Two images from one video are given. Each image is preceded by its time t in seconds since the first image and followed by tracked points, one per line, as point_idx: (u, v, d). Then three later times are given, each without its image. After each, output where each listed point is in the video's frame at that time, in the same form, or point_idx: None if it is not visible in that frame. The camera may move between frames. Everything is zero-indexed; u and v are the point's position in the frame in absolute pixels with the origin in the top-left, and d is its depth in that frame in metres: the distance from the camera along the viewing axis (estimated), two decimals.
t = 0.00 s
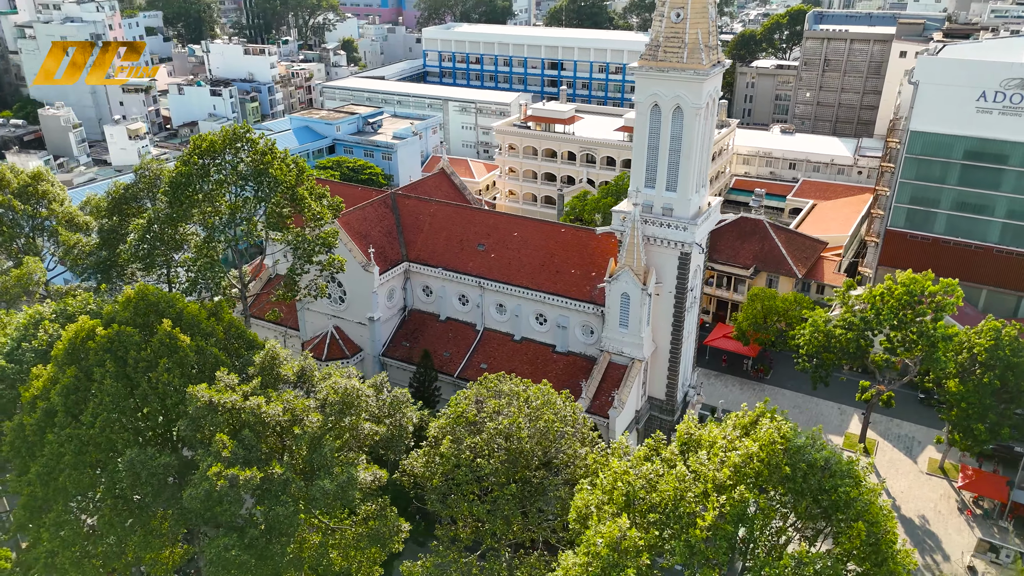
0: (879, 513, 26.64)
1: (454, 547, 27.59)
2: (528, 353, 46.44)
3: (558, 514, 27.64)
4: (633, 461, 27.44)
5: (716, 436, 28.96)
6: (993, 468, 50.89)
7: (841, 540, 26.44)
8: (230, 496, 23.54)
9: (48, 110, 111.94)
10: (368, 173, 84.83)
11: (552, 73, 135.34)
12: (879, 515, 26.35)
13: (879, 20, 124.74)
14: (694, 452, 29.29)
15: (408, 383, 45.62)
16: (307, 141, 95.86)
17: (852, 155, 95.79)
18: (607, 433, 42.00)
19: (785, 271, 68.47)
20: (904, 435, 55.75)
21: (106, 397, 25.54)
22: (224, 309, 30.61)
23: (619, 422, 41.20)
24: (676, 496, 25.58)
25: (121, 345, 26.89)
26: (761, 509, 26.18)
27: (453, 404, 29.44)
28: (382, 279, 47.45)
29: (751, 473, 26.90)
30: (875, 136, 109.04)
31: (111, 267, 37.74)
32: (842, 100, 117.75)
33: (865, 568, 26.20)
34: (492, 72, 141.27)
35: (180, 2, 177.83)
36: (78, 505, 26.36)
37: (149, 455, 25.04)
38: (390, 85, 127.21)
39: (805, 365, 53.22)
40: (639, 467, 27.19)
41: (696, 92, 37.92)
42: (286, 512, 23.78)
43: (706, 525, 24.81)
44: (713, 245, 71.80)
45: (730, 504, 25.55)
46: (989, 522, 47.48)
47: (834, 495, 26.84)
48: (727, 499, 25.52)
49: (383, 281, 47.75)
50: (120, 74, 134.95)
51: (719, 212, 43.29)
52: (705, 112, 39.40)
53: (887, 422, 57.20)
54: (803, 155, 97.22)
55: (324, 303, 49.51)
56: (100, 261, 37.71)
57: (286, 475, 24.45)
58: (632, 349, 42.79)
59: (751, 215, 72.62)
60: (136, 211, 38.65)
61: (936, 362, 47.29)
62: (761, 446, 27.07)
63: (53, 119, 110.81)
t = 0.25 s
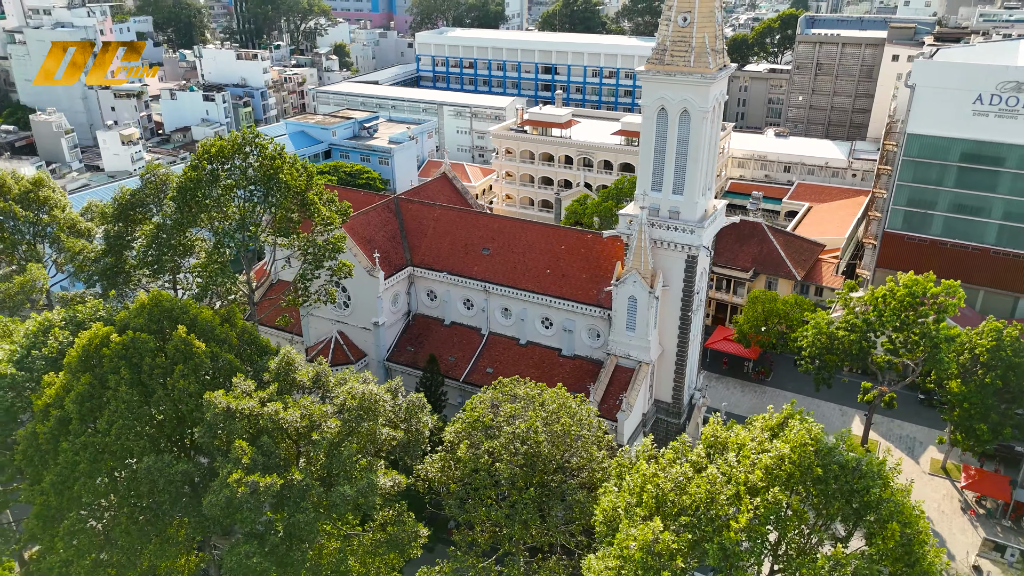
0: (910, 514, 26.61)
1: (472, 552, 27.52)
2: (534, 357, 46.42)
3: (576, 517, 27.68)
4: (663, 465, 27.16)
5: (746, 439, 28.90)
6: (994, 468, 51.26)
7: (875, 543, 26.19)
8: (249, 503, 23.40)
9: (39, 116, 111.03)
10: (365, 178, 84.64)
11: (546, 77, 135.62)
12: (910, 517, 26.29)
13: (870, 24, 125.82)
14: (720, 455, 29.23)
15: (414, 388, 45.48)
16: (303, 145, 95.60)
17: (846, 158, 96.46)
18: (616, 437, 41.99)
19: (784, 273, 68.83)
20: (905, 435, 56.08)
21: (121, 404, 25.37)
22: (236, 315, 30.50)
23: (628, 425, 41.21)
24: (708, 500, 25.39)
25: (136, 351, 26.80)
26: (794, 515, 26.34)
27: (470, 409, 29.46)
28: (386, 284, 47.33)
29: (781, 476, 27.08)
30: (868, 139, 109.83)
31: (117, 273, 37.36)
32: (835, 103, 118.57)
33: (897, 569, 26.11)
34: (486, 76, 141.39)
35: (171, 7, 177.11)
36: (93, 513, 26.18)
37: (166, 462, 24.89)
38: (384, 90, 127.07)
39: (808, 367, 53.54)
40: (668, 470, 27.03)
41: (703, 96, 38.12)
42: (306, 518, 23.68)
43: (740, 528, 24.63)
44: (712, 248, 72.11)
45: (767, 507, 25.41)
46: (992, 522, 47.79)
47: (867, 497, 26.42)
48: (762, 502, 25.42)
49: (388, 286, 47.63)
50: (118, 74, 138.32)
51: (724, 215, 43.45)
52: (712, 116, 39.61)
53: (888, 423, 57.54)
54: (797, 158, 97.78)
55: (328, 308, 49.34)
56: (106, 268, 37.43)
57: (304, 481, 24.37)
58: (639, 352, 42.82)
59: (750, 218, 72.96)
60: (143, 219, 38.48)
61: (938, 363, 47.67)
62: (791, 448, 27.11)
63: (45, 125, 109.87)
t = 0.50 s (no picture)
0: (942, 515, 26.13)
1: (489, 558, 27.39)
2: (540, 361, 46.38)
3: (593, 521, 27.68)
4: (693, 467, 27.64)
5: (774, 442, 28.81)
6: (996, 468, 51.57)
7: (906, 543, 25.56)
8: (270, 511, 23.21)
9: (31, 122, 110.22)
10: (363, 183, 84.46)
11: (540, 82, 135.93)
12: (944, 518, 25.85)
13: (861, 29, 126.96)
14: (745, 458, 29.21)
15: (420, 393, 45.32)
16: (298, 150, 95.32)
17: (840, 162, 97.11)
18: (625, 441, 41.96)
19: (783, 276, 69.13)
20: (907, 436, 56.36)
21: (137, 411, 25.18)
22: (249, 320, 30.43)
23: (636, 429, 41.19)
24: (739, 501, 25.60)
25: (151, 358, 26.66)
26: (827, 512, 25.62)
27: (485, 414, 29.45)
28: (391, 289, 47.17)
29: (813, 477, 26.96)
30: (861, 143, 110.65)
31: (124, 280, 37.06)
32: (827, 107, 119.42)
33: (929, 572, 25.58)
34: (480, 82, 141.55)
35: (161, 13, 176.36)
36: (107, 523, 25.95)
37: (183, 470, 24.72)
38: (378, 95, 126.96)
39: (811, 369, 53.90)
40: (697, 473, 27.56)
41: (709, 100, 38.32)
42: (327, 525, 23.53)
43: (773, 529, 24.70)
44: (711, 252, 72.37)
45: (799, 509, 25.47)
46: (995, 521, 48.06)
47: (898, 498, 26.10)
48: (795, 505, 25.63)
49: (392, 291, 47.47)
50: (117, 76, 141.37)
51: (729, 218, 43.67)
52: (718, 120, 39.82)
53: (889, 424, 57.84)
54: (792, 161, 98.34)
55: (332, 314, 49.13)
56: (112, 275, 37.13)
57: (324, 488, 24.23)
58: (646, 356, 42.87)
59: (748, 222, 73.31)
60: (149, 226, 38.48)
61: (940, 364, 48.01)
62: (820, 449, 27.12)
63: (37, 131, 109.07)
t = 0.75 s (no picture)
0: (972, 515, 26.60)
1: (505, 564, 27.34)
2: (545, 366, 46.40)
3: (610, 526, 27.66)
4: (722, 470, 28.19)
5: (801, 445, 29.32)
6: (996, 469, 52.02)
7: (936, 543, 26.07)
8: (290, 519, 23.18)
9: (23, 129, 109.35)
10: (360, 189, 84.30)
11: (533, 87, 136.22)
12: (973, 518, 26.37)
13: (852, 34, 128.07)
14: (771, 461, 29.50)
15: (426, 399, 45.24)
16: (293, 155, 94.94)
17: (834, 166, 97.79)
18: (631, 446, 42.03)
19: (781, 280, 69.49)
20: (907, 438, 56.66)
21: (152, 419, 25.04)
22: (261, 327, 30.39)
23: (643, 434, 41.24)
24: (769, 503, 26.20)
25: (165, 366, 26.54)
26: (859, 515, 25.81)
27: (502, 419, 29.44)
28: (395, 294, 47.05)
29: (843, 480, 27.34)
30: (853, 147, 111.48)
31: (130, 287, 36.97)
32: (820, 112, 120.28)
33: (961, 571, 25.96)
34: (473, 87, 141.66)
35: (151, 18, 175.56)
36: (121, 532, 25.78)
37: (200, 478, 24.57)
38: (372, 101, 126.84)
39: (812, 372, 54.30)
40: (723, 476, 27.96)
41: (715, 104, 38.50)
42: (345, 532, 23.38)
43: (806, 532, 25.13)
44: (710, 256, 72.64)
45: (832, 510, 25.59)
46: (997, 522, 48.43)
47: (927, 500, 26.26)
48: (826, 508, 25.67)
49: (396, 297, 47.32)
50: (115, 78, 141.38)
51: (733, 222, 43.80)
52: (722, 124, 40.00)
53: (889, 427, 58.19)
54: (786, 166, 98.92)
55: (336, 320, 48.98)
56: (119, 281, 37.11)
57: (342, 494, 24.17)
58: (652, 359, 42.91)
59: (746, 226, 73.65)
60: (153, 233, 38.59)
61: (941, 366, 48.52)
62: (851, 450, 27.55)
63: (28, 138, 108.28)
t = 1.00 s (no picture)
0: (998, 516, 26.99)
1: (522, 570, 27.34)
2: (550, 371, 46.35)
3: (627, 531, 27.59)
4: (747, 473, 28.27)
5: (826, 448, 30.01)
6: (997, 470, 52.41)
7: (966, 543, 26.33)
8: (309, 525, 23.07)
9: (14, 135, 108.38)
10: (356, 195, 84.07)
11: (527, 93, 136.46)
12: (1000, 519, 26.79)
13: (843, 40, 129.18)
14: (796, 464, 29.99)
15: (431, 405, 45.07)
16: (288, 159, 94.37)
17: (828, 170, 98.44)
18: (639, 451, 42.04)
19: (779, 283, 69.83)
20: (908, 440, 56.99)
21: (166, 428, 24.88)
22: (273, 333, 30.37)
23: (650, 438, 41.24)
24: (797, 506, 26.38)
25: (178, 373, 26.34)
26: (889, 517, 25.95)
27: (518, 424, 29.44)
28: (399, 300, 46.87)
29: (869, 483, 27.66)
30: (846, 151, 112.28)
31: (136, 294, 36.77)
32: (812, 116, 121.09)
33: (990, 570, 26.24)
34: (467, 92, 141.72)
35: (141, 24, 174.64)
36: (133, 542, 25.54)
37: (216, 486, 24.43)
38: (366, 106, 126.70)
39: (813, 374, 54.51)
40: (750, 479, 28.12)
41: (721, 109, 38.72)
42: (364, 539, 23.27)
43: (835, 535, 25.50)
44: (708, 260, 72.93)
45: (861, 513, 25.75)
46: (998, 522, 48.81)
47: (954, 502, 26.55)
48: (855, 509, 25.93)
49: (400, 303, 47.14)
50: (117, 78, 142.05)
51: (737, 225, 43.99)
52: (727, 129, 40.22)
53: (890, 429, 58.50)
54: (780, 170, 99.47)
55: (338, 326, 48.71)
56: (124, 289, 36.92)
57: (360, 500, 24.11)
58: (658, 363, 42.96)
59: (743, 230, 74.03)
60: (158, 240, 38.75)
61: (941, 369, 49.02)
62: (880, 450, 27.89)
63: (19, 145, 107.32)
